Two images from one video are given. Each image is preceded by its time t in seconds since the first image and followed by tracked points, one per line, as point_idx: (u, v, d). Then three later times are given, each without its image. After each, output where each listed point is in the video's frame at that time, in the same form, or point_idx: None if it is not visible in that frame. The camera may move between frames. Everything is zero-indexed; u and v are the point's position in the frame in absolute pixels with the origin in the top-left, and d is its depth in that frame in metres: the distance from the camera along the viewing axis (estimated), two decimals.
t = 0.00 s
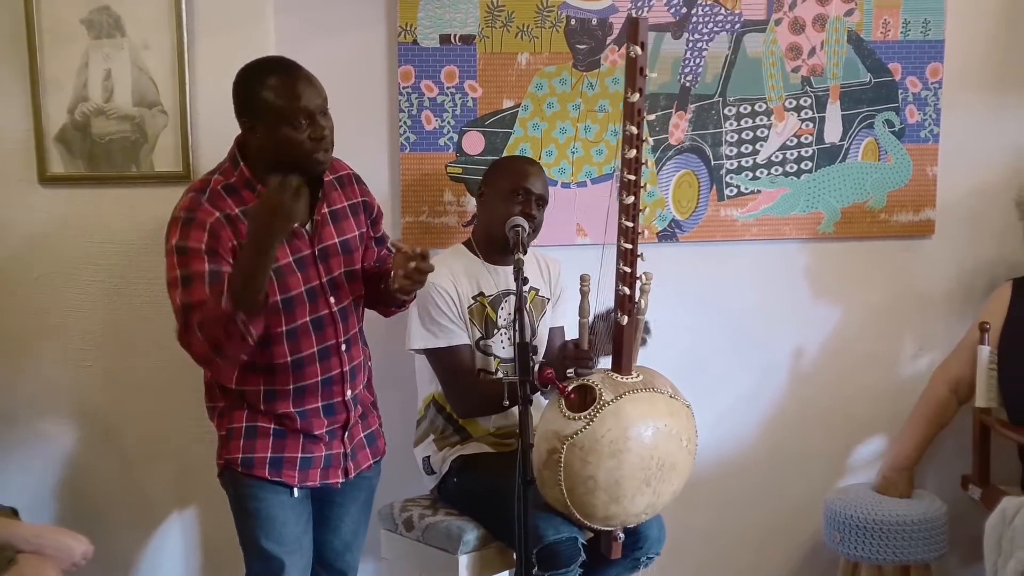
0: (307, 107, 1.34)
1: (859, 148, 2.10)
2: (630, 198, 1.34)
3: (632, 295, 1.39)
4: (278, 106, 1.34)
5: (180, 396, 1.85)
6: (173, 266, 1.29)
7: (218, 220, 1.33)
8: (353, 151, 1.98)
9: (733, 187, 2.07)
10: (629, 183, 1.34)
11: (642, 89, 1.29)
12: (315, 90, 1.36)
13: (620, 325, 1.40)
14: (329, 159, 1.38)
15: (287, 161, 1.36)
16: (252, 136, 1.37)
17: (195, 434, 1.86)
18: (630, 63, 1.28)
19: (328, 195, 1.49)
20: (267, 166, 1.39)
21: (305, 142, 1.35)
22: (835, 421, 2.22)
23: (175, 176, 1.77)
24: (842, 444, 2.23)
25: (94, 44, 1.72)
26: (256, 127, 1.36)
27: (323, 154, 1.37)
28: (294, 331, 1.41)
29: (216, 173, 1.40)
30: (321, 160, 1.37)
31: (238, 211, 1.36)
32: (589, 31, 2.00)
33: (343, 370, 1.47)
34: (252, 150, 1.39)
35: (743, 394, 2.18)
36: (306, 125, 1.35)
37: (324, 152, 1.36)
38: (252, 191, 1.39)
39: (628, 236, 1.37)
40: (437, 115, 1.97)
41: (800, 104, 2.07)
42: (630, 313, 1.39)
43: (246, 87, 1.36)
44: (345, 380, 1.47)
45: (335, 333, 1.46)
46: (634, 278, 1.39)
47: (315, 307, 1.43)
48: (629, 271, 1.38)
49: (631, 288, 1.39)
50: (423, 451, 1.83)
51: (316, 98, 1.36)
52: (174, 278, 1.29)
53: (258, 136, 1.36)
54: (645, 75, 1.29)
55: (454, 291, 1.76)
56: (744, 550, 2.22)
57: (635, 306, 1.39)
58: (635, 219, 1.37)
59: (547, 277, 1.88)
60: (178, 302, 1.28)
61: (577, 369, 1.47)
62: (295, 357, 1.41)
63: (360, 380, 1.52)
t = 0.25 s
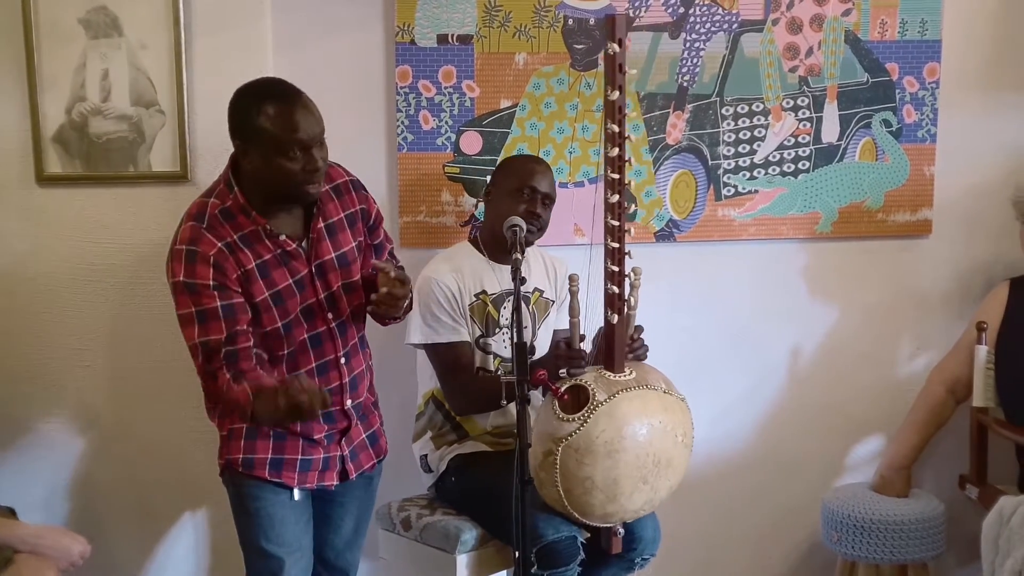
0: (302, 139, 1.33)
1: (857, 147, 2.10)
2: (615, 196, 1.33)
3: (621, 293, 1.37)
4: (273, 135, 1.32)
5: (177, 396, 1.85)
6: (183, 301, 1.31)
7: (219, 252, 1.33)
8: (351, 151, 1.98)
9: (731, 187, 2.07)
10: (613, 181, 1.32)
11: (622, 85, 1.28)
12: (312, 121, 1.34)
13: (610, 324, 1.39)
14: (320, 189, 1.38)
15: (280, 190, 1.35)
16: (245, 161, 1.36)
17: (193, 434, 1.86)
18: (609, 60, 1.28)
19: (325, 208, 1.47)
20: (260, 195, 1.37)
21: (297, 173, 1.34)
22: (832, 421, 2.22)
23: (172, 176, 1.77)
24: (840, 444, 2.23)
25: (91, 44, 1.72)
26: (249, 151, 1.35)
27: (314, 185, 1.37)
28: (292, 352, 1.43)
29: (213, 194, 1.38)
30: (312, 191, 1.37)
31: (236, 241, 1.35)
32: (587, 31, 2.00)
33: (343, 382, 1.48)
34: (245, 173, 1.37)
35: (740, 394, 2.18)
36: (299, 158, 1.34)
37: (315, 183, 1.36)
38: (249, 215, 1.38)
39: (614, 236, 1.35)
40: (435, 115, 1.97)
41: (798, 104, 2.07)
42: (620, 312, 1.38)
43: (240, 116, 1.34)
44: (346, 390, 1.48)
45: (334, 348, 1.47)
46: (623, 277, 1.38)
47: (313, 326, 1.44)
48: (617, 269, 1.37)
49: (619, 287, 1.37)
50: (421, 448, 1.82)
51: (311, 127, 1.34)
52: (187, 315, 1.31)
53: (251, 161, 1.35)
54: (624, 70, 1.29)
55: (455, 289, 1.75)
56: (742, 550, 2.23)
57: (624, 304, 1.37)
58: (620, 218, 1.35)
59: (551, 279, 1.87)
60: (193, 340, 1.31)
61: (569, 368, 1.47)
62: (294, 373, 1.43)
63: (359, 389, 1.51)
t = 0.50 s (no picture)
0: (315, 135, 1.31)
1: (854, 146, 2.10)
2: (620, 197, 1.33)
3: (624, 294, 1.37)
4: (286, 129, 1.30)
5: (174, 395, 1.84)
6: (184, 295, 1.29)
7: (227, 246, 1.31)
8: (349, 150, 1.98)
9: (728, 186, 2.07)
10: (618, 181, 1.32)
11: (628, 86, 1.28)
12: (327, 117, 1.32)
13: (613, 323, 1.38)
14: (328, 186, 1.37)
15: (289, 184, 1.33)
16: (256, 152, 1.34)
17: (189, 434, 1.85)
18: (617, 60, 1.28)
19: (332, 207, 1.47)
20: (269, 187, 1.36)
21: (308, 168, 1.32)
22: (830, 420, 2.22)
23: (170, 175, 1.77)
24: (838, 443, 2.23)
25: (88, 43, 1.72)
26: (261, 142, 1.33)
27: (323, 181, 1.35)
28: (294, 349, 1.43)
29: (223, 185, 1.37)
30: (321, 187, 1.35)
31: (244, 233, 1.34)
32: (585, 29, 2.00)
33: (342, 380, 1.49)
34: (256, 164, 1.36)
35: (738, 393, 2.18)
36: (311, 152, 1.32)
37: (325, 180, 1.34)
38: (258, 209, 1.37)
39: (619, 236, 1.35)
40: (432, 114, 1.96)
41: (796, 103, 2.07)
42: (623, 312, 1.37)
43: (255, 107, 1.32)
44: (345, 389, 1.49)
45: (335, 347, 1.48)
46: (627, 277, 1.37)
47: (315, 323, 1.45)
48: (621, 270, 1.36)
49: (622, 287, 1.37)
50: (420, 444, 1.83)
51: (325, 122, 1.32)
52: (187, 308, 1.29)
53: (262, 151, 1.33)
54: (630, 72, 1.28)
55: (455, 285, 1.75)
56: (740, 549, 2.23)
57: (628, 305, 1.37)
58: (626, 218, 1.35)
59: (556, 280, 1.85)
60: (191, 333, 1.29)
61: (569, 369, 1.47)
62: (295, 370, 1.44)
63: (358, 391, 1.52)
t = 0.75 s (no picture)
0: (323, 102, 1.33)
1: (852, 146, 2.10)
2: (650, 197, 1.30)
3: (643, 295, 1.35)
4: (294, 99, 1.32)
5: (171, 395, 1.84)
6: (195, 270, 1.27)
7: (239, 222, 1.30)
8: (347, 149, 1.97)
9: (726, 185, 2.07)
10: (651, 180, 1.28)
11: (670, 86, 1.26)
12: (334, 86, 1.34)
13: (631, 324, 1.38)
14: (338, 157, 1.37)
15: (298, 154, 1.34)
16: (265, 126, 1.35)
17: (187, 434, 1.85)
18: (660, 60, 1.26)
19: (338, 196, 1.48)
20: (278, 161, 1.36)
21: (317, 137, 1.33)
22: (828, 419, 2.22)
23: (166, 175, 1.77)
24: (836, 443, 2.23)
25: (85, 42, 1.72)
26: (270, 114, 1.34)
27: (333, 151, 1.36)
28: (302, 334, 1.40)
29: (232, 167, 1.36)
30: (330, 157, 1.36)
31: (255, 211, 1.33)
32: (582, 29, 2.00)
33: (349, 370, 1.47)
34: (264, 140, 1.37)
35: (736, 393, 2.18)
36: (320, 120, 1.33)
37: (334, 149, 1.35)
38: (267, 189, 1.36)
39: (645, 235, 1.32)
40: (429, 114, 1.96)
41: (793, 103, 2.07)
42: (641, 313, 1.35)
43: (265, 83, 1.35)
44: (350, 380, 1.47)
45: (342, 334, 1.45)
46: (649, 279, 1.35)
47: (322, 309, 1.42)
48: (643, 270, 1.33)
49: (643, 288, 1.35)
50: (419, 443, 1.83)
51: (333, 93, 1.34)
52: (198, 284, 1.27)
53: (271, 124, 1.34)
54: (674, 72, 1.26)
55: (460, 281, 1.74)
56: (738, 549, 2.23)
57: (646, 306, 1.35)
58: (653, 219, 1.32)
59: (564, 286, 1.84)
60: (202, 308, 1.26)
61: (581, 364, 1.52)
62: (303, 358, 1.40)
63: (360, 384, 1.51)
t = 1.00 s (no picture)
0: (317, 75, 1.37)
1: (850, 146, 2.10)
2: (676, 196, 1.38)
3: (662, 293, 1.42)
4: (291, 76, 1.36)
5: (169, 395, 1.84)
6: (207, 243, 1.24)
7: (247, 202, 1.30)
8: (346, 149, 1.97)
9: (724, 186, 2.08)
10: (678, 180, 1.38)
11: (701, 91, 1.35)
12: (324, 62, 1.39)
13: (646, 322, 1.44)
14: (339, 130, 1.40)
15: (298, 131, 1.36)
16: (262, 109, 1.37)
17: (185, 434, 1.85)
18: (694, 66, 1.35)
19: (336, 189, 1.50)
20: (279, 141, 1.38)
21: (317, 108, 1.36)
22: (826, 419, 2.22)
23: (165, 175, 1.77)
24: (834, 443, 2.23)
25: (83, 42, 1.72)
26: (268, 99, 1.37)
27: (334, 123, 1.39)
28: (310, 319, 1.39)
29: (233, 158, 1.38)
30: (332, 129, 1.38)
31: (261, 194, 1.34)
32: (580, 29, 2.00)
33: (355, 361, 1.47)
34: (262, 129, 1.39)
35: (735, 393, 2.18)
36: (316, 92, 1.37)
37: (335, 120, 1.38)
38: (271, 177, 1.38)
39: (668, 233, 1.40)
40: (428, 114, 1.96)
41: (791, 103, 2.07)
42: (658, 311, 1.43)
43: (258, 67, 1.37)
44: (357, 370, 1.48)
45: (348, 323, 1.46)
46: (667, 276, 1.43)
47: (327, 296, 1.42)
48: (664, 267, 1.41)
49: (663, 285, 1.42)
50: (421, 441, 1.83)
51: (326, 69, 1.39)
52: (212, 255, 1.23)
53: (271, 108, 1.37)
54: (706, 79, 1.35)
55: (470, 279, 1.74)
56: (737, 549, 2.23)
57: (664, 304, 1.42)
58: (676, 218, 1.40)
59: (568, 284, 1.84)
60: (218, 274, 1.21)
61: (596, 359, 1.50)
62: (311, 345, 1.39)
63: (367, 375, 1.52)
